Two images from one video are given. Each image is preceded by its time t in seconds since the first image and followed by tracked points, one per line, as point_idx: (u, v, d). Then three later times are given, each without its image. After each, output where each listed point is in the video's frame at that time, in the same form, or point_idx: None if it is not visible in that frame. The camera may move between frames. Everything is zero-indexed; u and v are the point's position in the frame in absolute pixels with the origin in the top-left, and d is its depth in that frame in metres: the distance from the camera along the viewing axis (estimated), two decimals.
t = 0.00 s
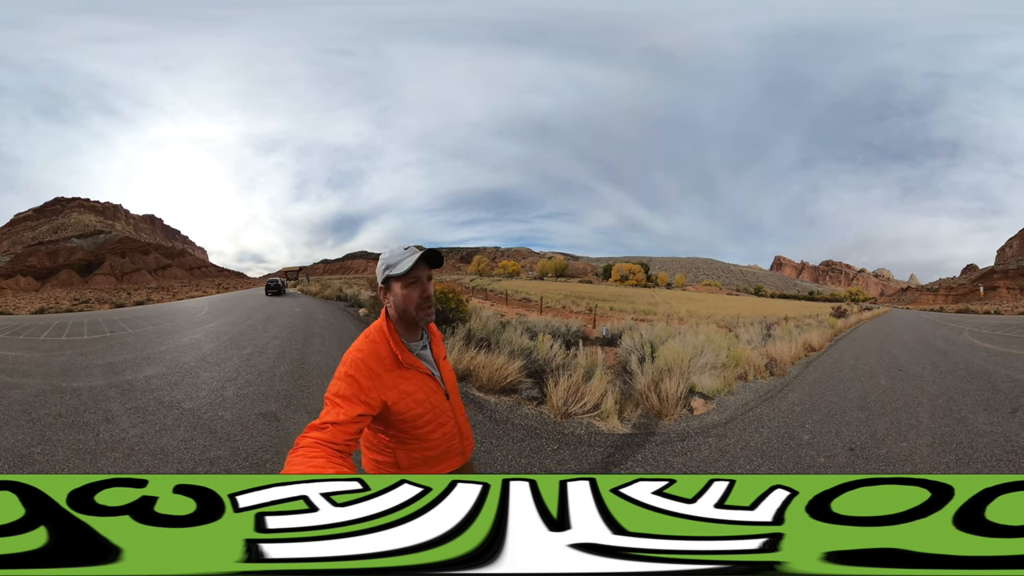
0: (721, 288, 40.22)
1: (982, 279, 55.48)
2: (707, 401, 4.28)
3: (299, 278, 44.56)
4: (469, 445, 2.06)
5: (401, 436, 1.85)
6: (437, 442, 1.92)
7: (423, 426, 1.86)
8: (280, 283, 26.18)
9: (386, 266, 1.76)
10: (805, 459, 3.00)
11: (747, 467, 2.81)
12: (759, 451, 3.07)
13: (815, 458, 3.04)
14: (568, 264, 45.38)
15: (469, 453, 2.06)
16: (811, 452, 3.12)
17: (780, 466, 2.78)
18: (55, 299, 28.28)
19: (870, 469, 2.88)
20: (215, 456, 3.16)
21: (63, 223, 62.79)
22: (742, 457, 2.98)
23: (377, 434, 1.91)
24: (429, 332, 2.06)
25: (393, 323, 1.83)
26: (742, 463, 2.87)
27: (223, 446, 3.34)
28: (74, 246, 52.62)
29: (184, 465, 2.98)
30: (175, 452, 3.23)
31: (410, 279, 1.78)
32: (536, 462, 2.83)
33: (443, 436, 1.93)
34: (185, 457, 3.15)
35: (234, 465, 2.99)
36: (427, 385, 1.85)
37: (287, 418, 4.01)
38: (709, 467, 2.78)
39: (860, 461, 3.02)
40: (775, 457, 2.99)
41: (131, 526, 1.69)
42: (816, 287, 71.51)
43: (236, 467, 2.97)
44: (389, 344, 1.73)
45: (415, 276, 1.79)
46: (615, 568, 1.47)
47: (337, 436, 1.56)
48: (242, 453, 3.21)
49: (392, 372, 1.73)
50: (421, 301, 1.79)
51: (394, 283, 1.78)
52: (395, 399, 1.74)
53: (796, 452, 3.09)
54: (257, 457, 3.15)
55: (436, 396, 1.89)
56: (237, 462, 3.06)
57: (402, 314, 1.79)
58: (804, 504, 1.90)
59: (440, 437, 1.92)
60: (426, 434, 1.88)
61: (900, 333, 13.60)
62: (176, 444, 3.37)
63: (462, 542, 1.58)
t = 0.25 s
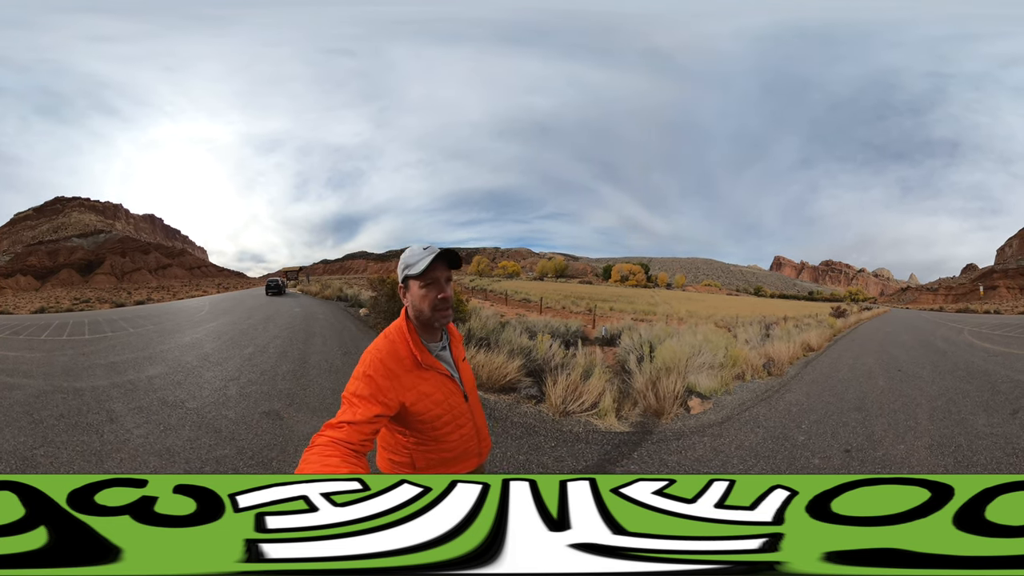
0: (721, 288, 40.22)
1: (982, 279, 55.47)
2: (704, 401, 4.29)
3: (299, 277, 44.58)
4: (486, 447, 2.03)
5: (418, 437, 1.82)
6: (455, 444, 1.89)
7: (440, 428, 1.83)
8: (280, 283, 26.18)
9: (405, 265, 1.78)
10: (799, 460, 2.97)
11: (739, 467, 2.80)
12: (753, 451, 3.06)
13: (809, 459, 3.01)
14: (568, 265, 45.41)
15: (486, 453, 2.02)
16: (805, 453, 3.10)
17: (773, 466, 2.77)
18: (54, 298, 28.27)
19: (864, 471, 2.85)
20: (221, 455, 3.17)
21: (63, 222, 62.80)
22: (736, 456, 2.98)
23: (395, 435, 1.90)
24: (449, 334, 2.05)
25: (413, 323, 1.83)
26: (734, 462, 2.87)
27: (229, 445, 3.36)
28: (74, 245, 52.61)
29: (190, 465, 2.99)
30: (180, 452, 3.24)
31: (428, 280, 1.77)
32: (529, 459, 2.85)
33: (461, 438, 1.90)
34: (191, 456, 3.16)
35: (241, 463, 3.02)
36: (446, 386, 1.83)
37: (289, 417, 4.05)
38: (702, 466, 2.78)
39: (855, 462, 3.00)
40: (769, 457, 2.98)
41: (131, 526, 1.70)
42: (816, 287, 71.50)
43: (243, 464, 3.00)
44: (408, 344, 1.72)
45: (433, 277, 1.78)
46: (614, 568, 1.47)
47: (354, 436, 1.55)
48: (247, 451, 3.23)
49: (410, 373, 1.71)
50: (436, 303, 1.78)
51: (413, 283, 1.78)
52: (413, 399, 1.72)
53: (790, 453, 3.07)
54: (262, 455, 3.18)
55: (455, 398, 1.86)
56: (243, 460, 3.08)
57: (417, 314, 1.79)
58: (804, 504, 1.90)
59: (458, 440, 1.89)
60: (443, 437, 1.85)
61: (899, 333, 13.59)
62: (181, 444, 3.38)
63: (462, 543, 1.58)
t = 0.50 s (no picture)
0: (720, 288, 40.23)
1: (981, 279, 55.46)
2: (702, 401, 4.27)
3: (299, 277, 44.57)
4: (503, 450, 2.05)
5: (433, 439, 1.83)
6: (470, 446, 1.89)
7: (456, 431, 1.84)
8: (280, 283, 26.17)
9: (423, 267, 1.82)
10: (795, 463, 2.93)
11: (734, 469, 2.79)
12: (749, 454, 3.04)
13: (805, 462, 2.98)
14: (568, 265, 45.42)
15: (502, 456, 2.04)
16: (802, 456, 3.07)
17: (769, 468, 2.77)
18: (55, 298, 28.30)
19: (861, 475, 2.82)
20: (227, 453, 3.19)
21: (63, 221, 62.81)
22: (732, 458, 2.96)
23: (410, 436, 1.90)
24: (465, 336, 2.08)
25: (430, 325, 1.85)
26: (729, 464, 2.85)
27: (234, 443, 3.39)
28: (74, 245, 52.60)
29: (198, 464, 2.99)
30: (187, 451, 3.25)
31: (445, 281, 1.81)
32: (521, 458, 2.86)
33: (476, 441, 1.91)
34: (197, 455, 3.18)
35: (247, 461, 3.06)
36: (462, 388, 1.84)
37: (292, 415, 4.09)
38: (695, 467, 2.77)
39: (852, 467, 2.97)
40: (764, 460, 2.96)
41: (132, 526, 1.70)
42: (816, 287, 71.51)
43: (248, 462, 3.04)
44: (425, 346, 1.73)
45: (450, 279, 1.81)
46: (615, 568, 1.47)
47: (368, 437, 1.55)
48: (252, 449, 3.27)
49: (427, 374, 1.71)
50: (452, 304, 1.80)
51: (430, 284, 1.82)
52: (429, 401, 1.72)
53: (786, 456, 3.04)
54: (266, 452, 3.23)
55: (470, 401, 1.87)
56: (248, 457, 3.12)
57: (434, 315, 1.82)
58: (804, 504, 1.90)
59: (473, 442, 1.90)
60: (459, 439, 1.86)
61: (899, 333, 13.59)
62: (187, 443, 3.39)
63: (462, 543, 1.58)
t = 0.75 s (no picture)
0: (720, 288, 40.21)
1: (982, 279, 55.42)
2: (698, 403, 4.39)
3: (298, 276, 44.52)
4: (523, 452, 2.09)
5: (449, 437, 1.85)
6: (486, 446, 1.92)
7: (472, 430, 1.86)
8: (280, 283, 26.17)
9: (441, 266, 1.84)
10: (790, 467, 2.88)
11: (727, 471, 2.77)
12: (742, 457, 3.01)
13: (801, 466, 2.91)
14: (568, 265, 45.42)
15: (524, 459, 2.09)
16: (798, 461, 3.00)
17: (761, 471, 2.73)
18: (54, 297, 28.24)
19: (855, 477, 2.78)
20: (233, 450, 3.21)
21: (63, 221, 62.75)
22: (725, 462, 2.92)
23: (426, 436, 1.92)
24: (484, 336, 2.11)
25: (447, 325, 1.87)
26: (723, 467, 2.82)
27: (239, 440, 3.41)
28: (74, 245, 52.54)
29: (207, 461, 3.00)
30: (194, 449, 3.23)
31: (461, 281, 1.83)
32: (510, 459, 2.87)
33: (492, 440, 1.93)
34: (203, 452, 3.18)
35: (253, 457, 3.10)
36: (479, 388, 1.86)
37: (295, 412, 4.15)
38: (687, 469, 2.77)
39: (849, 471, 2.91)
40: (758, 463, 2.92)
41: (132, 526, 1.70)
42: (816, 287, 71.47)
43: (255, 458, 3.09)
44: (442, 346, 1.75)
45: (465, 278, 1.83)
46: (614, 568, 1.47)
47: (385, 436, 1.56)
48: (257, 446, 3.30)
49: (444, 373, 1.73)
50: (466, 304, 1.80)
51: (447, 283, 1.84)
52: (446, 401, 1.74)
53: (781, 460, 2.97)
54: (271, 448, 3.28)
55: (487, 400, 1.89)
56: (254, 453, 3.15)
57: (450, 315, 1.84)
58: (804, 504, 1.91)
59: (489, 442, 1.92)
60: (475, 439, 1.88)
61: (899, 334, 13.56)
62: (194, 441, 3.37)
63: (462, 543, 1.58)
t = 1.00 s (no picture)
0: (720, 288, 40.20)
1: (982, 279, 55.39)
2: (695, 402, 4.40)
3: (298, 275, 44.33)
4: (534, 451, 2.08)
5: (462, 435, 1.86)
6: (499, 445, 1.92)
7: (486, 429, 1.87)
8: (279, 283, 26.14)
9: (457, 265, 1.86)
10: (785, 470, 2.84)
11: (719, 471, 2.75)
12: (736, 458, 3.00)
13: (796, 469, 2.87)
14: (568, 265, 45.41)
15: (532, 458, 2.07)
16: (793, 462, 2.96)
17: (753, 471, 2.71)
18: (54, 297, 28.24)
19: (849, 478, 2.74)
20: (238, 447, 3.22)
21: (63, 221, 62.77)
22: (718, 463, 2.91)
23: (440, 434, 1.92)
24: (499, 335, 2.11)
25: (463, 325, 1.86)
26: (716, 468, 2.81)
27: (245, 437, 3.42)
28: (74, 245, 52.55)
29: (214, 459, 3.00)
30: (200, 447, 3.22)
31: (476, 280, 1.83)
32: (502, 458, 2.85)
33: (506, 439, 1.93)
34: (209, 450, 3.18)
35: (258, 453, 3.12)
36: (494, 387, 1.86)
37: (297, 409, 4.16)
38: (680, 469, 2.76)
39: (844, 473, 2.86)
40: (751, 464, 2.90)
41: (132, 526, 1.70)
42: (816, 287, 71.45)
43: (260, 454, 3.11)
44: (458, 344, 1.76)
45: (480, 277, 1.83)
46: (614, 568, 1.47)
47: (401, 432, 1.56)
48: (262, 442, 3.32)
49: (459, 371, 1.74)
50: (481, 302, 1.80)
51: (462, 282, 1.85)
52: (460, 398, 1.75)
53: (776, 462, 2.93)
54: (275, 445, 3.29)
55: (501, 399, 1.89)
56: (259, 450, 3.17)
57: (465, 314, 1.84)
58: (804, 504, 1.91)
59: (503, 441, 1.92)
60: (488, 437, 1.88)
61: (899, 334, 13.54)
62: (200, 439, 3.36)
63: (462, 543, 1.58)
